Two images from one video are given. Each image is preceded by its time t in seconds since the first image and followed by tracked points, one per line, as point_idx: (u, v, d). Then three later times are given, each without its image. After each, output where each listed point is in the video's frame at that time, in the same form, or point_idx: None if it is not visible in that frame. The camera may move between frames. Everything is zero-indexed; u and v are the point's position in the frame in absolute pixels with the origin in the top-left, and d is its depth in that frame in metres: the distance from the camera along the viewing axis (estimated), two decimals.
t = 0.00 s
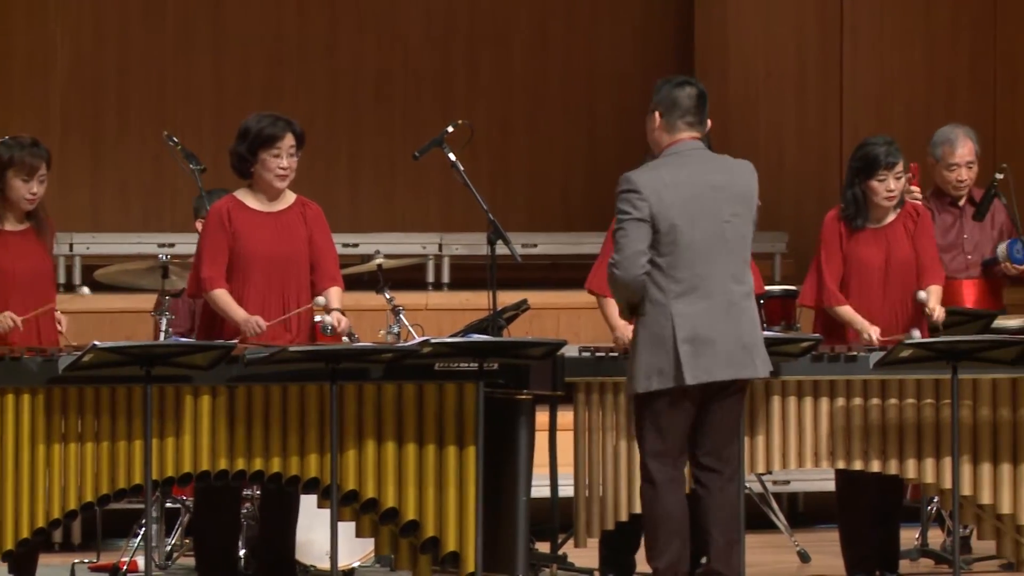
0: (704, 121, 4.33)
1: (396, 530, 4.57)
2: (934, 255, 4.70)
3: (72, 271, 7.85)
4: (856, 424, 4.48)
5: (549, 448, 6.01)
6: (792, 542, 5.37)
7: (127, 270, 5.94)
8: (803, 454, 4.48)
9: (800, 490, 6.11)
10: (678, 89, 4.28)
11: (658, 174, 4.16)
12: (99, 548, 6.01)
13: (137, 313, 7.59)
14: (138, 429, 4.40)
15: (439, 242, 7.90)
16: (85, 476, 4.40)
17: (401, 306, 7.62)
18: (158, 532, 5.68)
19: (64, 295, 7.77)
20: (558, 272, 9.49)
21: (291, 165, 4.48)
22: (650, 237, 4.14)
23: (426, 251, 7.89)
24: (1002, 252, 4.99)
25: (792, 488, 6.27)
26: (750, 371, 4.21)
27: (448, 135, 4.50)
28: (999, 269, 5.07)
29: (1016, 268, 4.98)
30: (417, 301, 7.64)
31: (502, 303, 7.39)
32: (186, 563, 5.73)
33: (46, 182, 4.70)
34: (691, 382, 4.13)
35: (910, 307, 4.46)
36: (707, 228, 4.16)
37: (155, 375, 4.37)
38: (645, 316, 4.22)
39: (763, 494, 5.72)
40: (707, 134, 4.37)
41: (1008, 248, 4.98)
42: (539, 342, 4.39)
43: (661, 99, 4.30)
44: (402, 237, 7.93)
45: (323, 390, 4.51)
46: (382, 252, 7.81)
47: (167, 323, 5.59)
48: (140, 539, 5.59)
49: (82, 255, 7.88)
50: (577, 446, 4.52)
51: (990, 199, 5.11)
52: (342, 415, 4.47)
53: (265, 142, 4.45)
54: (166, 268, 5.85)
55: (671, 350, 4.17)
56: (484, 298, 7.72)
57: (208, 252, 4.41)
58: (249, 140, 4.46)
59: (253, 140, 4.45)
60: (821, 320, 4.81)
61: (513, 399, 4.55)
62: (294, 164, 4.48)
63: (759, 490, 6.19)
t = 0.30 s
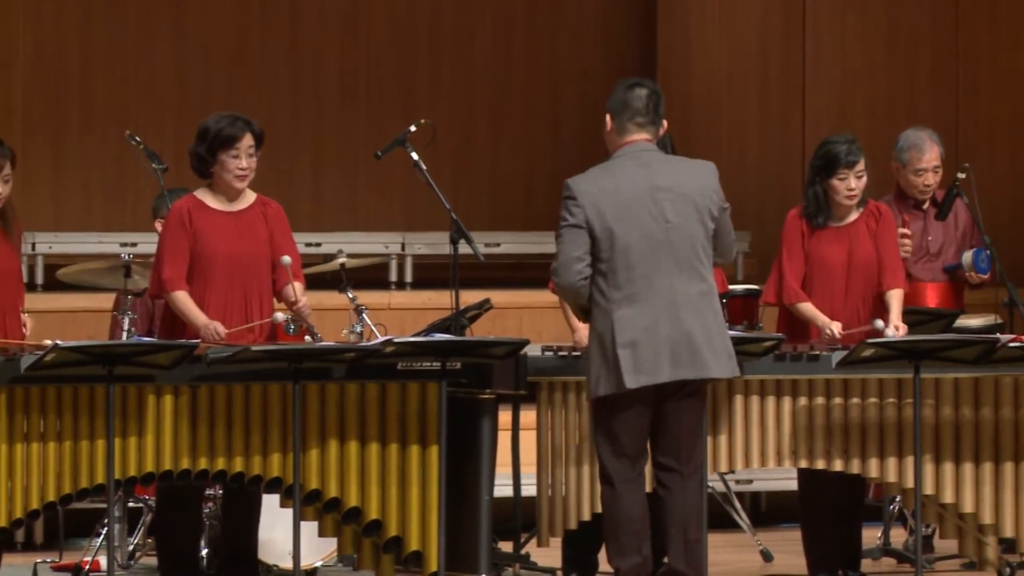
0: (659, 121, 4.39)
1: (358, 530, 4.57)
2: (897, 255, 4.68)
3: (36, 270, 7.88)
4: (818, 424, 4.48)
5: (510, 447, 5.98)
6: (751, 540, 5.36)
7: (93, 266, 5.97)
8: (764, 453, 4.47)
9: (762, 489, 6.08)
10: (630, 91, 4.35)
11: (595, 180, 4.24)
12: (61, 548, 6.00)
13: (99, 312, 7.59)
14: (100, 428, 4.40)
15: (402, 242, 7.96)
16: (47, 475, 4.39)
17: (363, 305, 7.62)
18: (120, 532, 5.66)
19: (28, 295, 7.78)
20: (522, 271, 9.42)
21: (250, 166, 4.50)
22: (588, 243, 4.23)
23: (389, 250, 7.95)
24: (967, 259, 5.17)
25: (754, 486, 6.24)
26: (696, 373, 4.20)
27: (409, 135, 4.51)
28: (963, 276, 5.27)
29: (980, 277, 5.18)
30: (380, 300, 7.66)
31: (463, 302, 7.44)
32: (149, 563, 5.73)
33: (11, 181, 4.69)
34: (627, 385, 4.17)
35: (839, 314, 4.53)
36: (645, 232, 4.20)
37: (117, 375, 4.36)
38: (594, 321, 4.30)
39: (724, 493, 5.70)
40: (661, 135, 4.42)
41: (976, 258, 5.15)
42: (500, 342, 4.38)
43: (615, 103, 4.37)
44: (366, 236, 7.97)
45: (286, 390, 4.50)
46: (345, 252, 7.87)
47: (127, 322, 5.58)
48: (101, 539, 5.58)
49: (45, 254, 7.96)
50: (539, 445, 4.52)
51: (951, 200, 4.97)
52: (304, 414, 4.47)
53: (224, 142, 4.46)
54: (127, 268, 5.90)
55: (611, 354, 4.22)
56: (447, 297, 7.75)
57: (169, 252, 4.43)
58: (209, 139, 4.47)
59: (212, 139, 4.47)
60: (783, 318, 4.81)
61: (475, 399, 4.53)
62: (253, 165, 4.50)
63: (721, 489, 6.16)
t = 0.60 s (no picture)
0: (626, 122, 4.41)
1: (325, 530, 4.57)
2: (863, 256, 4.71)
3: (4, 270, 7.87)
4: (785, 424, 4.47)
5: (479, 447, 5.92)
6: (716, 539, 5.32)
7: (59, 269, 6.01)
8: (731, 453, 4.47)
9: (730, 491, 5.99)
10: (597, 92, 4.37)
11: (559, 180, 4.24)
12: (27, 548, 5.96)
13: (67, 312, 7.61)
14: (67, 429, 4.40)
15: (369, 242, 7.87)
16: (13, 475, 4.39)
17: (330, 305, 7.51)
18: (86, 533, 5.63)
19: None
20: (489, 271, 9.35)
21: (208, 173, 4.50)
22: (548, 243, 4.24)
23: (357, 250, 7.85)
24: (939, 263, 5.22)
25: (722, 489, 6.08)
26: (650, 379, 4.20)
27: (377, 135, 4.49)
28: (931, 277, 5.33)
29: (949, 281, 5.25)
30: (347, 300, 7.61)
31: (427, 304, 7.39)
32: (115, 563, 5.70)
33: None
34: (579, 389, 4.18)
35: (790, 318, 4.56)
36: (605, 235, 4.20)
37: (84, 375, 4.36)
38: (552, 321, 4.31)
39: (694, 493, 5.66)
40: (629, 135, 4.44)
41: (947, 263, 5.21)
42: (468, 342, 4.38)
43: (583, 104, 4.38)
44: (332, 235, 7.83)
45: (253, 390, 4.50)
46: (313, 252, 7.76)
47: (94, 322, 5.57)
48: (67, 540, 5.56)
49: (13, 254, 7.91)
50: (506, 446, 4.53)
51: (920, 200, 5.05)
52: (271, 415, 4.47)
53: (183, 148, 4.45)
54: (93, 267, 5.91)
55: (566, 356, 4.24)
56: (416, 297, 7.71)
57: (132, 254, 4.47)
58: (170, 142, 4.46)
59: (174, 143, 4.45)
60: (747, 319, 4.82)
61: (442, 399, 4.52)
62: (211, 173, 4.50)
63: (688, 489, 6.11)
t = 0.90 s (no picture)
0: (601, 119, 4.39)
1: (292, 531, 4.57)
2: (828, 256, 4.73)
3: None
4: (752, 425, 4.47)
5: (444, 448, 5.88)
6: (683, 540, 5.28)
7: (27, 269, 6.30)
8: (698, 453, 4.48)
9: (697, 490, 6.01)
10: (570, 92, 4.33)
11: (546, 173, 4.20)
12: None
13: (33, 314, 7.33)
14: (34, 430, 4.39)
15: (337, 242, 7.59)
16: None
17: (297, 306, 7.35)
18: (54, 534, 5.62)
19: None
20: (456, 271, 9.23)
21: (173, 174, 4.53)
22: (529, 234, 4.18)
23: (324, 252, 7.59)
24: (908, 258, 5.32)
25: (689, 488, 6.12)
26: (622, 381, 4.23)
27: (345, 135, 4.49)
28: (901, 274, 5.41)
29: (920, 276, 5.33)
30: (314, 301, 7.38)
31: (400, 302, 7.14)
32: (81, 564, 5.66)
33: None
34: (553, 384, 4.16)
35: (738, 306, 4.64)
36: (588, 233, 4.19)
37: (52, 376, 4.34)
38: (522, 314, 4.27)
39: (661, 495, 5.63)
40: (604, 134, 4.42)
41: (917, 259, 5.30)
42: (436, 343, 4.37)
43: (554, 105, 4.34)
44: (299, 236, 7.58)
45: (221, 391, 4.49)
46: (280, 253, 7.51)
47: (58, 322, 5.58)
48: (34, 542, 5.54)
49: None
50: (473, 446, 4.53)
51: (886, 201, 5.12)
52: (239, 415, 4.46)
53: (150, 149, 4.48)
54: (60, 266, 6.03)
55: (538, 351, 4.20)
56: (384, 298, 7.45)
57: (94, 250, 4.54)
58: (135, 143, 4.50)
59: (140, 145, 4.48)
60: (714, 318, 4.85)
61: (410, 400, 4.52)
62: (176, 174, 4.53)
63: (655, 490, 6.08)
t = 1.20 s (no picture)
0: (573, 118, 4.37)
1: (264, 530, 4.56)
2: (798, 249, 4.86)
3: None
4: (724, 424, 4.47)
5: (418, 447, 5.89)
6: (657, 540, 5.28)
7: None
8: (670, 452, 4.47)
9: (669, 489, 6.01)
10: (542, 89, 4.29)
11: (531, 172, 4.16)
12: None
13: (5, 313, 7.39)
14: (5, 430, 4.37)
15: (308, 241, 7.67)
16: None
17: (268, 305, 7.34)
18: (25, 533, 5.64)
19: None
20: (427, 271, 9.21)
21: (135, 173, 4.58)
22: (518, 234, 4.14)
23: (295, 251, 7.66)
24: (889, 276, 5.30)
25: (661, 486, 6.13)
26: (611, 377, 4.21)
27: (317, 134, 4.49)
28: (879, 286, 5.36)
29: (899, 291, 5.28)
30: (285, 300, 7.37)
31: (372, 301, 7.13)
32: (54, 564, 5.67)
33: None
34: (547, 384, 4.13)
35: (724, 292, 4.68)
36: (575, 231, 4.17)
37: (22, 375, 4.34)
38: (509, 315, 4.22)
39: (632, 494, 5.64)
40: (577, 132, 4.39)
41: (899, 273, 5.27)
42: (408, 342, 4.38)
43: (526, 101, 4.31)
44: (271, 235, 7.69)
45: (192, 391, 4.49)
46: (252, 252, 7.59)
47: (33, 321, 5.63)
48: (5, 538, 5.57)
49: None
50: (445, 445, 4.53)
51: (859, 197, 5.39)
52: (210, 415, 4.46)
53: (113, 148, 4.51)
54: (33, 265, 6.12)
55: (530, 351, 4.17)
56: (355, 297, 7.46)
57: (65, 252, 4.53)
58: (96, 143, 4.51)
59: (102, 144, 4.50)
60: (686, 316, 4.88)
61: (381, 399, 4.52)
62: (138, 172, 4.58)
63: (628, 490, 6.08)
